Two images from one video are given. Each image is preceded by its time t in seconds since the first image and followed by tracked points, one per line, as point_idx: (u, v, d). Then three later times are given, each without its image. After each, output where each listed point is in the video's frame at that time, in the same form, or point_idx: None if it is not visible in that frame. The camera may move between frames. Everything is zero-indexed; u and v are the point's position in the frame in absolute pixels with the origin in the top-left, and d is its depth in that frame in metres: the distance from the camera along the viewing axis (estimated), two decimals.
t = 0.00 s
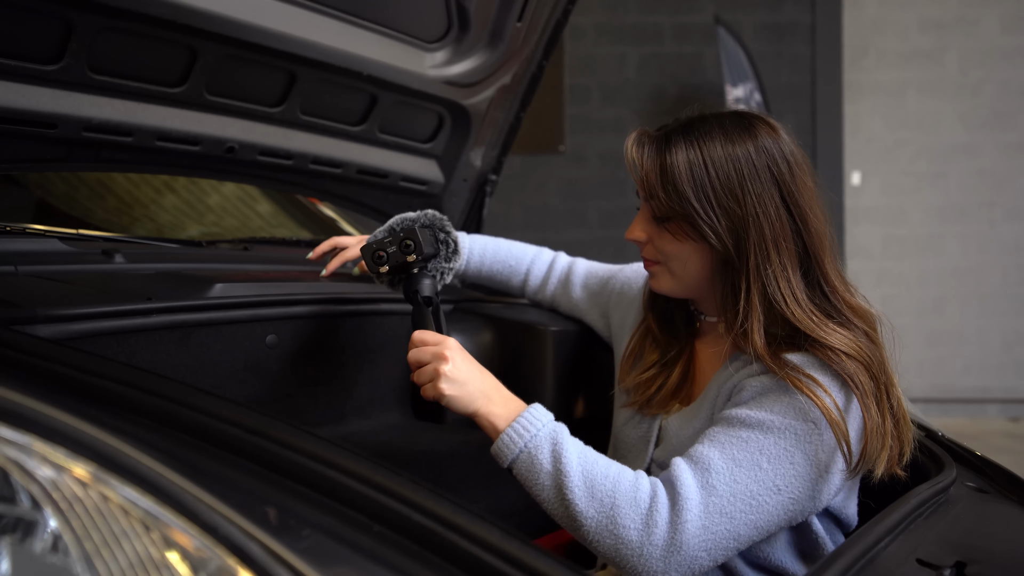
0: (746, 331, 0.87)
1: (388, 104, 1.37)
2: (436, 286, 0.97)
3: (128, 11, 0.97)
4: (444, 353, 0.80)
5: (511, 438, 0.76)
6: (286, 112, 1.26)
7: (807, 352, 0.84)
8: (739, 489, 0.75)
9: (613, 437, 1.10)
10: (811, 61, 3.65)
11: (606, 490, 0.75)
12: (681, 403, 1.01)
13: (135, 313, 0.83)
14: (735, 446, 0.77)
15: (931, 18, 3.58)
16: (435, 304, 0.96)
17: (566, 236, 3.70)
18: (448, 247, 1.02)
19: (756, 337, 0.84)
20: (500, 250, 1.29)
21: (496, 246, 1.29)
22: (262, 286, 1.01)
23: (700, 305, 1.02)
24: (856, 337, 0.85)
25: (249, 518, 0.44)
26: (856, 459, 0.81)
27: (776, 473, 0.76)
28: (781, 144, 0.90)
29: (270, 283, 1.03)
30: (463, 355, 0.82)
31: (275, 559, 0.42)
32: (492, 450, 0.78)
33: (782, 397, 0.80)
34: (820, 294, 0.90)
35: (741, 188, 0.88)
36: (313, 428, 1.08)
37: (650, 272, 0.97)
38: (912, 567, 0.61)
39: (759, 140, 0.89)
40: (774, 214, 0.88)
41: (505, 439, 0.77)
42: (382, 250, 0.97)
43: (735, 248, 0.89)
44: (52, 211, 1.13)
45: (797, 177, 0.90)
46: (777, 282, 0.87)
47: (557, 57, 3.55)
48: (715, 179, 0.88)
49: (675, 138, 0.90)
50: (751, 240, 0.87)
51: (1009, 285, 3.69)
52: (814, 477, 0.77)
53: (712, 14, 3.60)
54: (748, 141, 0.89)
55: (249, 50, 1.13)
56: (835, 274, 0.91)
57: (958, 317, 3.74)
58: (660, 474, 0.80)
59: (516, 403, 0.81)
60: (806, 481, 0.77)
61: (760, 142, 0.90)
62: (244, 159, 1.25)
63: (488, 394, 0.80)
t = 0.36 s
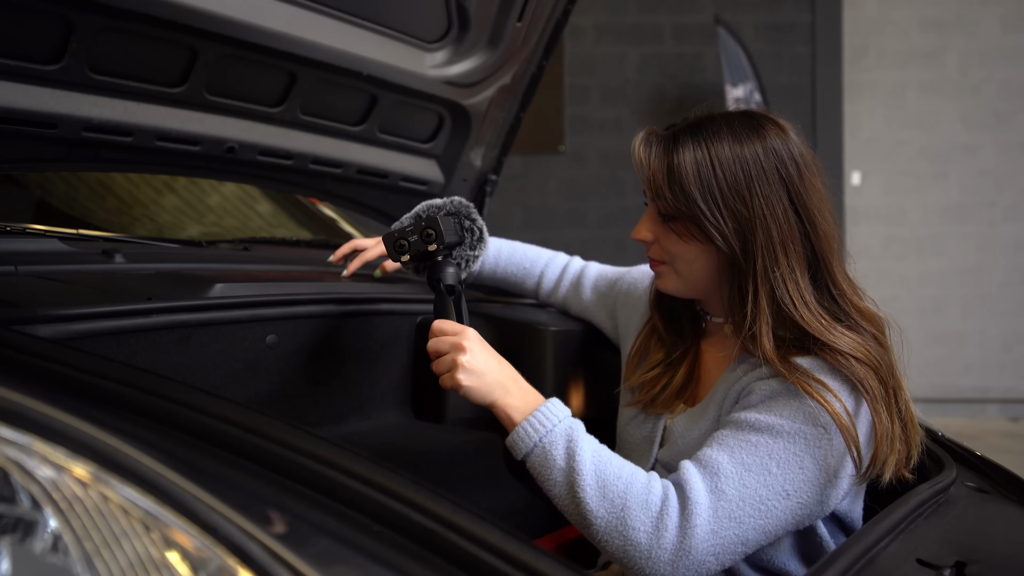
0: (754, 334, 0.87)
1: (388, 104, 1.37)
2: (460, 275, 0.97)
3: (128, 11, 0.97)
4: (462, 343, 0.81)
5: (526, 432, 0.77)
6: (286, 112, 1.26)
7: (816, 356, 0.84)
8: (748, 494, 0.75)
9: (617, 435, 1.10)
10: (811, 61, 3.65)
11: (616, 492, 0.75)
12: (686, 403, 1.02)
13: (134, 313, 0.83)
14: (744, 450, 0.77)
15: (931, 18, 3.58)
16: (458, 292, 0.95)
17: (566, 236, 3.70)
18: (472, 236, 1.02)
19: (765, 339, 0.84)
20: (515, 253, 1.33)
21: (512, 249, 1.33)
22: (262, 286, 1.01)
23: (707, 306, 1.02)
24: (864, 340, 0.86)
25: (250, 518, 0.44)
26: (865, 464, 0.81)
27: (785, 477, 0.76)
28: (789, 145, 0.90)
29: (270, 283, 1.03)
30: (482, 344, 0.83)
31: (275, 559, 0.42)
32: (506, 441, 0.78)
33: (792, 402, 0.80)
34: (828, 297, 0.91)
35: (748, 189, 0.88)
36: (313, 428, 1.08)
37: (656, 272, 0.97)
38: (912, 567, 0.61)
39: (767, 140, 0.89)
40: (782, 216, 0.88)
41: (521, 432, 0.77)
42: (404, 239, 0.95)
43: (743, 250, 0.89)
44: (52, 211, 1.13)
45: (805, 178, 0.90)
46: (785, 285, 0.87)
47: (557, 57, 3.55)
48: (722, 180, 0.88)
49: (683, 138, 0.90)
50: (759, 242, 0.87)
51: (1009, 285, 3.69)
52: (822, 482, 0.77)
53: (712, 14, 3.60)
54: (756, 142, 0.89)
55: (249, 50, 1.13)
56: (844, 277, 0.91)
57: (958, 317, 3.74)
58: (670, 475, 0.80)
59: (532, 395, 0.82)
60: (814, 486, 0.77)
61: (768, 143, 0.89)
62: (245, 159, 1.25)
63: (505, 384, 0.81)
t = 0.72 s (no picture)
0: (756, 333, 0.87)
1: (388, 104, 1.37)
2: (466, 271, 0.97)
3: (128, 12, 0.97)
4: (467, 342, 0.81)
5: (532, 431, 0.77)
6: (286, 112, 1.26)
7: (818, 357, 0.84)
8: (751, 494, 0.75)
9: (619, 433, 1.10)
10: (811, 61, 3.66)
11: (620, 491, 0.75)
12: (687, 401, 1.02)
13: (134, 313, 0.83)
14: (748, 450, 0.77)
15: (931, 18, 3.58)
16: (464, 287, 0.96)
17: (566, 236, 3.70)
18: (479, 231, 1.01)
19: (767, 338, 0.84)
20: (524, 256, 1.33)
21: (521, 251, 1.34)
22: (262, 286, 1.01)
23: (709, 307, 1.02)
24: (866, 340, 0.86)
25: (250, 518, 0.44)
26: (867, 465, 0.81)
27: (789, 477, 0.76)
28: (792, 145, 0.90)
29: (270, 283, 1.03)
30: (486, 341, 0.83)
31: (275, 559, 0.42)
32: (510, 440, 0.78)
33: (795, 401, 0.80)
34: (830, 297, 0.90)
35: (751, 189, 0.88)
36: (313, 428, 1.08)
37: (658, 271, 0.97)
38: (912, 566, 0.61)
39: (769, 140, 0.89)
40: (784, 216, 0.88)
41: (525, 431, 0.77)
42: (409, 234, 0.96)
43: (745, 250, 0.89)
44: (52, 211, 1.13)
45: (807, 179, 0.90)
46: (788, 285, 0.87)
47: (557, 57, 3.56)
48: (724, 180, 0.88)
49: (685, 138, 0.90)
50: (760, 241, 0.87)
51: (1009, 285, 3.69)
52: (826, 482, 0.77)
53: (712, 14, 3.60)
54: (758, 142, 0.89)
55: (249, 51, 1.13)
56: (847, 277, 0.91)
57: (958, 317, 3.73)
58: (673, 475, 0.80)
59: (537, 393, 0.82)
60: (817, 486, 0.77)
61: (770, 143, 0.89)
62: (244, 159, 1.25)
63: (511, 382, 0.81)
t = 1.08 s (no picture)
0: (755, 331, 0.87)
1: (388, 104, 1.37)
2: (466, 279, 0.97)
3: (128, 12, 0.97)
4: (472, 345, 0.82)
5: (536, 435, 0.77)
6: (286, 112, 1.26)
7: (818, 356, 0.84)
8: (755, 496, 0.75)
9: (619, 432, 1.10)
10: (811, 61, 3.66)
11: (625, 495, 0.75)
12: (687, 400, 1.01)
13: (134, 313, 0.83)
14: (751, 451, 0.77)
15: (931, 18, 3.58)
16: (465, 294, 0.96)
17: (566, 236, 3.70)
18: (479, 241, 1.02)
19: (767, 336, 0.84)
20: (529, 260, 1.32)
21: (527, 255, 1.33)
22: (262, 286, 1.01)
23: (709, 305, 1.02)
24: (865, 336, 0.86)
25: (250, 518, 0.44)
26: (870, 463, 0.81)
27: (791, 478, 0.76)
28: (788, 143, 0.90)
29: (270, 283, 1.03)
30: (491, 345, 0.83)
31: (275, 559, 0.42)
32: (514, 445, 0.78)
33: (797, 402, 0.80)
34: (829, 295, 0.90)
35: (748, 188, 0.88)
36: (313, 428, 1.08)
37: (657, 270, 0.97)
38: (912, 566, 0.61)
39: (765, 139, 0.89)
40: (781, 213, 0.88)
41: (529, 435, 0.77)
42: (415, 239, 0.96)
43: (742, 248, 0.89)
44: (51, 211, 1.13)
45: (804, 176, 0.90)
46: (787, 282, 0.87)
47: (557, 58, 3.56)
48: (721, 179, 0.88)
49: (682, 137, 0.90)
50: (758, 239, 0.87)
51: (1009, 285, 3.69)
52: (828, 482, 0.78)
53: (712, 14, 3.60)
54: (754, 140, 0.89)
55: (249, 51, 1.13)
56: (845, 274, 0.91)
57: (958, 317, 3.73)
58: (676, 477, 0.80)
59: (540, 399, 0.82)
60: (820, 487, 0.77)
61: (766, 141, 0.89)
62: (244, 159, 1.25)
63: (514, 386, 0.81)
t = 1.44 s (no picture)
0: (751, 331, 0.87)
1: (388, 104, 1.37)
2: (464, 284, 0.97)
3: (128, 12, 0.97)
4: (470, 351, 0.82)
5: (535, 441, 0.77)
6: (286, 112, 1.26)
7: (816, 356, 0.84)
8: (754, 498, 0.75)
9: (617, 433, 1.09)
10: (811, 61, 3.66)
11: (625, 500, 0.75)
12: (685, 401, 1.02)
13: (134, 313, 0.83)
14: (751, 453, 0.77)
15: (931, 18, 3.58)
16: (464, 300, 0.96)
17: (566, 236, 3.70)
18: (476, 247, 1.02)
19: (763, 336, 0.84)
20: (534, 263, 1.34)
21: (533, 259, 1.35)
22: (261, 286, 1.01)
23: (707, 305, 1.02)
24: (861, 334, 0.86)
25: (250, 518, 0.44)
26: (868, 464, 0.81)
27: (791, 480, 0.76)
28: (783, 143, 0.90)
29: (270, 283, 1.03)
30: (488, 351, 0.83)
31: (275, 559, 0.42)
32: (514, 449, 0.78)
33: (795, 403, 0.80)
34: (825, 293, 0.90)
35: (743, 187, 0.88)
36: (312, 428, 1.08)
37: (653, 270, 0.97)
38: (912, 567, 0.61)
39: (759, 139, 0.89)
40: (776, 212, 0.88)
41: (528, 441, 0.77)
42: (411, 246, 0.96)
43: (738, 247, 0.89)
44: (51, 211, 1.13)
45: (800, 175, 0.90)
46: (782, 284, 0.87)
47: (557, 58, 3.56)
48: (716, 179, 0.88)
49: (677, 138, 0.90)
50: (753, 239, 0.87)
51: (1009, 285, 3.69)
52: (828, 483, 0.77)
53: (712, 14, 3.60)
54: (749, 140, 0.89)
55: (249, 51, 1.13)
56: (841, 273, 0.91)
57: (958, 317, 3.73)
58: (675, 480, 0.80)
59: (539, 403, 0.82)
60: (820, 488, 0.77)
61: (761, 141, 0.89)
62: (244, 159, 1.25)
63: (513, 391, 0.81)
